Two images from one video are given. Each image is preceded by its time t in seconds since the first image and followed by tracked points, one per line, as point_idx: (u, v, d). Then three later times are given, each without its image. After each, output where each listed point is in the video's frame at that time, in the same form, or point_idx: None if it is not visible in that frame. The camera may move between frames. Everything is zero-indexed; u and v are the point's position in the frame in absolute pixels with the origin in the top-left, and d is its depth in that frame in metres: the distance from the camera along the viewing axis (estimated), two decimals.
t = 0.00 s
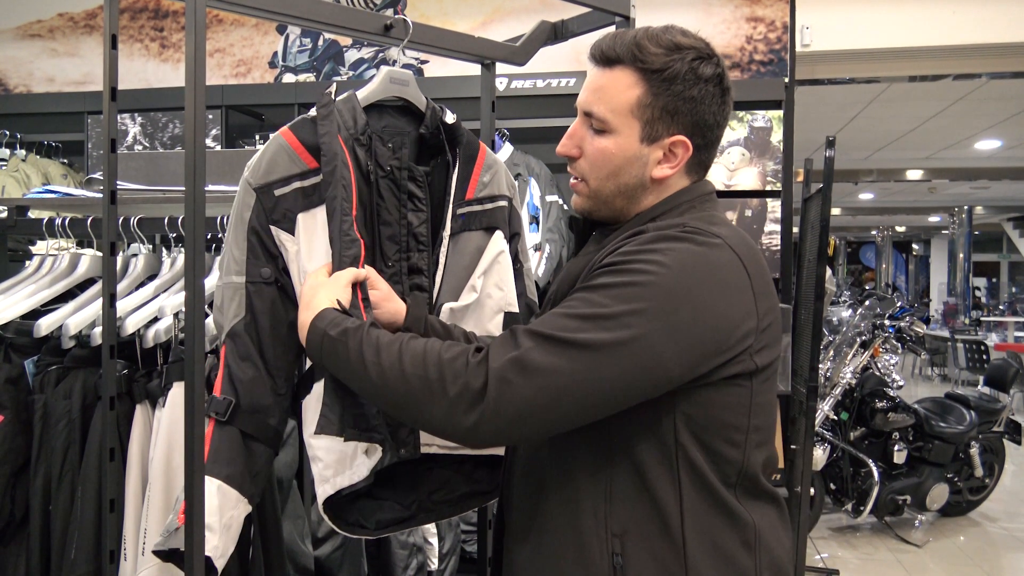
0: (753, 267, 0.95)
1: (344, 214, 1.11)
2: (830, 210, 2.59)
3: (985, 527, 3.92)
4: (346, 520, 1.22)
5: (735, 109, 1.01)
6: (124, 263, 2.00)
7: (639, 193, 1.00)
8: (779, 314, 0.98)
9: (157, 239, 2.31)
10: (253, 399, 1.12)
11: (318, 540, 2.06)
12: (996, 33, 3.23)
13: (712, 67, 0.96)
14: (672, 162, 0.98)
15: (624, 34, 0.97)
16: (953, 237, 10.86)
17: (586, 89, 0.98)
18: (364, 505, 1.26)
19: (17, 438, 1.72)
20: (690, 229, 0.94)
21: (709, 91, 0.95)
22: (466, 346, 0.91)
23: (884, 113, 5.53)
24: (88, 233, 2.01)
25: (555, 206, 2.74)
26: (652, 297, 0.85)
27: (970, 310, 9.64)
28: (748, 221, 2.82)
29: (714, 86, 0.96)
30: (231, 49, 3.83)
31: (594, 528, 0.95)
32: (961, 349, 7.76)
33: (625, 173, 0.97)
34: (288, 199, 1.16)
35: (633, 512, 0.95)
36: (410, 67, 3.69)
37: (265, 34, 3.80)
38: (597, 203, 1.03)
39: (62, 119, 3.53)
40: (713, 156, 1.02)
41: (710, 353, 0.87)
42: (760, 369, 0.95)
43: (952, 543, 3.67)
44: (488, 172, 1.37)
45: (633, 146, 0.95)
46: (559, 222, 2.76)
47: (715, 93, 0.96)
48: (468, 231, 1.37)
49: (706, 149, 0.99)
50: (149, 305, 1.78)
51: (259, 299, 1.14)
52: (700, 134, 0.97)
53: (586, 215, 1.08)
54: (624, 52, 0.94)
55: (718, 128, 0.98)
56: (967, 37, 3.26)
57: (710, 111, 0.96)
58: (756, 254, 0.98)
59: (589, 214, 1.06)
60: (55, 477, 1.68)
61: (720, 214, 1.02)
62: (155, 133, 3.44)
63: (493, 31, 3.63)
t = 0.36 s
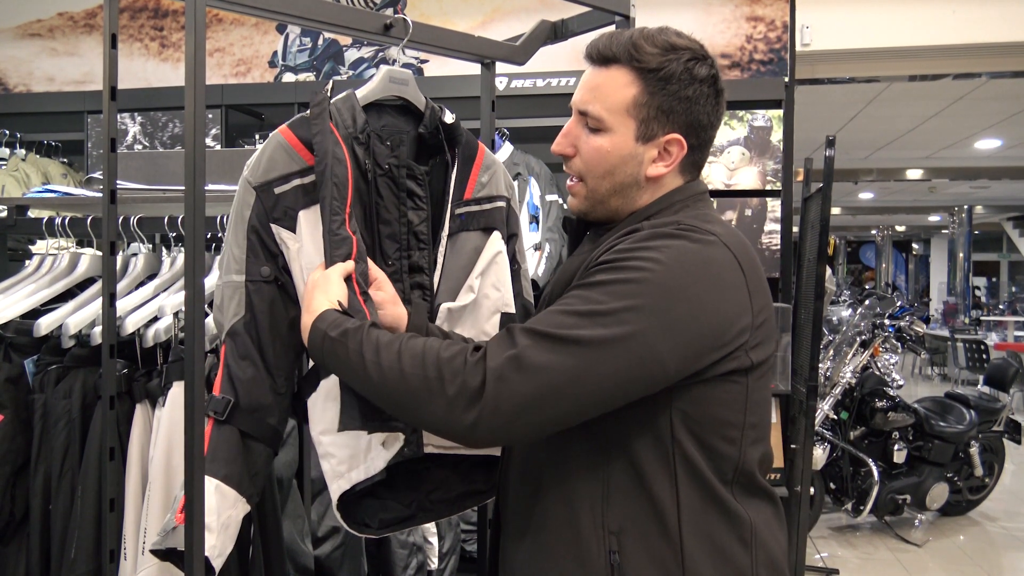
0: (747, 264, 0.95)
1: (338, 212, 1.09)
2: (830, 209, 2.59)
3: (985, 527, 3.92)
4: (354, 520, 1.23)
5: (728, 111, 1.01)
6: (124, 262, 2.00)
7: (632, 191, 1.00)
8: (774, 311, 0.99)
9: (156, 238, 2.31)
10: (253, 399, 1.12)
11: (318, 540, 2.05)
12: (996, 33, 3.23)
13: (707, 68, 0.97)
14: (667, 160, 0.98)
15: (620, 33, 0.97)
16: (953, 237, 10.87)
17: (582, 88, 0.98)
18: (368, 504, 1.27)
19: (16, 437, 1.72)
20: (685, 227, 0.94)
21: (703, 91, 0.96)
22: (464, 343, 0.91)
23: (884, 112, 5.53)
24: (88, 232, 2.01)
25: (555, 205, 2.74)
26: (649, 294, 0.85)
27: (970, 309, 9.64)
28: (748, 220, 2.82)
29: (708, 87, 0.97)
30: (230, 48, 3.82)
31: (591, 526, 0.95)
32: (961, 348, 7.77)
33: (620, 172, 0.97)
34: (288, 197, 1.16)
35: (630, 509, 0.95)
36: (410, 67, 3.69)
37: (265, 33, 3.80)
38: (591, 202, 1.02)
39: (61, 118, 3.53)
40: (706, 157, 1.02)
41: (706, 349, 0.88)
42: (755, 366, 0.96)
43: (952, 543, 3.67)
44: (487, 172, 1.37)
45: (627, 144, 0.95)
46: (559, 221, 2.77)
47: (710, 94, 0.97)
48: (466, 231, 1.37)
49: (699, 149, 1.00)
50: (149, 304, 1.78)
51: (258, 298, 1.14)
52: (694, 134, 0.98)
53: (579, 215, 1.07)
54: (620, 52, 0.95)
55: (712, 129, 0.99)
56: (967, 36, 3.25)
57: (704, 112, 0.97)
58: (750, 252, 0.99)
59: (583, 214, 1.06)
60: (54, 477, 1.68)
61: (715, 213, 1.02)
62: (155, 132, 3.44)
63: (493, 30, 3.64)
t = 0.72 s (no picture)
0: (749, 264, 0.95)
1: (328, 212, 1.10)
2: (830, 209, 2.59)
3: (984, 526, 3.92)
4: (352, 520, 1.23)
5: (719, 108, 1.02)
6: (124, 262, 2.00)
7: (631, 191, 1.00)
8: (774, 310, 0.99)
9: (156, 238, 2.31)
10: (252, 400, 1.12)
11: (318, 539, 2.04)
12: (996, 33, 3.23)
13: (698, 66, 0.97)
14: (663, 158, 0.99)
15: (611, 35, 0.97)
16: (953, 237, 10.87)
17: (575, 92, 0.98)
18: (367, 503, 1.26)
19: (16, 437, 1.72)
20: (686, 227, 0.94)
21: (695, 88, 0.97)
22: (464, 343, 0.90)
23: (884, 112, 5.53)
24: (88, 232, 2.01)
25: (555, 205, 2.75)
26: (652, 294, 0.85)
27: (970, 309, 9.65)
28: (748, 220, 2.82)
29: (698, 83, 0.98)
30: (230, 48, 3.82)
31: (592, 526, 0.95)
32: (961, 348, 7.77)
33: (618, 172, 0.97)
34: (287, 199, 1.15)
35: (632, 510, 0.95)
36: (410, 67, 3.69)
37: (266, 33, 3.80)
38: (590, 203, 1.02)
39: (61, 117, 3.53)
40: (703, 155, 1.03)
41: (710, 350, 0.88)
42: (757, 365, 0.96)
43: (953, 542, 3.67)
44: (488, 171, 1.37)
45: (624, 145, 0.95)
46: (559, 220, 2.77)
47: (701, 91, 0.98)
48: (468, 230, 1.37)
49: (694, 147, 1.00)
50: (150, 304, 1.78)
51: (256, 299, 1.14)
52: (689, 131, 0.98)
53: (577, 216, 1.06)
54: (613, 52, 0.95)
55: (704, 126, 1.00)
56: (967, 36, 3.25)
57: (697, 108, 0.97)
58: (751, 252, 0.99)
59: (581, 216, 1.05)
60: (54, 477, 1.68)
61: (714, 214, 1.02)
62: (155, 132, 3.44)
63: (493, 30, 3.64)
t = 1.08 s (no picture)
0: (750, 264, 0.95)
1: (288, 226, 1.04)
2: (830, 209, 2.59)
3: (984, 526, 3.92)
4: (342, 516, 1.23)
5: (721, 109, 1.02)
6: (124, 262, 2.00)
7: (632, 192, 1.00)
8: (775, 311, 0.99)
9: (156, 238, 2.31)
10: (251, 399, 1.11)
11: (318, 539, 2.03)
12: (996, 33, 3.23)
13: (698, 66, 0.98)
14: (665, 160, 0.99)
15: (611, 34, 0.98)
16: (953, 237, 10.88)
17: (576, 93, 0.97)
18: (359, 499, 1.26)
19: (16, 437, 1.72)
20: (686, 222, 0.94)
21: (697, 89, 0.97)
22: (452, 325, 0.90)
23: (885, 112, 5.53)
24: (88, 232, 2.01)
25: (555, 205, 2.75)
26: (649, 283, 0.85)
27: (970, 309, 9.65)
28: (749, 220, 2.82)
29: (700, 85, 0.98)
30: (230, 48, 3.82)
31: (590, 524, 0.95)
32: (961, 348, 7.77)
33: (618, 174, 0.97)
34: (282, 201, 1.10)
35: (629, 506, 0.95)
36: (410, 67, 3.70)
37: (266, 33, 3.80)
38: (591, 204, 1.02)
39: (61, 118, 3.53)
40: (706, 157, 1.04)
41: (705, 342, 0.88)
42: (755, 363, 0.96)
43: (953, 543, 3.67)
44: (490, 169, 1.37)
45: (625, 146, 0.96)
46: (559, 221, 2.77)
47: (703, 91, 0.98)
48: (469, 227, 1.36)
49: (696, 148, 1.00)
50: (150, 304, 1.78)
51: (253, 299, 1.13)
52: (690, 132, 0.98)
53: (578, 216, 1.07)
54: (613, 52, 0.95)
55: (704, 127, 1.00)
56: (967, 36, 3.26)
57: (698, 109, 0.98)
58: (753, 252, 0.99)
59: (582, 215, 1.06)
60: (54, 477, 1.68)
61: (715, 213, 1.02)
62: (155, 132, 3.44)
63: (493, 30, 3.64)
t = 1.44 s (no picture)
0: (746, 266, 0.95)
1: (276, 231, 1.02)
2: (830, 209, 2.59)
3: (984, 526, 3.92)
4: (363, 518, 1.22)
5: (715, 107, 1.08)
6: (124, 262, 2.00)
7: (655, 187, 1.01)
8: (773, 313, 0.99)
9: (156, 238, 2.32)
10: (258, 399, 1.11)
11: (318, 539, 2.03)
12: (996, 33, 3.23)
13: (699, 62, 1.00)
14: (686, 154, 1.01)
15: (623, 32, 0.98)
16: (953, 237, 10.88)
17: (599, 87, 0.96)
18: (384, 500, 1.27)
19: (16, 437, 1.72)
20: (681, 224, 0.94)
21: (706, 86, 1.01)
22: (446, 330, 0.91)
23: (885, 112, 5.53)
24: (88, 232, 2.01)
25: (555, 205, 2.76)
26: (641, 286, 0.85)
27: (970, 309, 9.65)
28: (749, 220, 2.81)
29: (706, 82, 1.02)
30: (230, 48, 3.82)
31: (586, 523, 0.95)
32: (961, 348, 7.76)
33: (650, 167, 0.98)
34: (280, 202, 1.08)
35: (624, 506, 0.95)
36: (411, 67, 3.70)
37: (266, 33, 3.80)
38: (614, 202, 1.00)
39: (61, 118, 3.53)
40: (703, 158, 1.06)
41: (699, 345, 0.88)
42: (751, 366, 0.96)
43: (952, 542, 3.68)
44: (495, 166, 1.37)
45: (656, 140, 0.96)
46: (558, 221, 2.78)
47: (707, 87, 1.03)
48: (476, 225, 1.38)
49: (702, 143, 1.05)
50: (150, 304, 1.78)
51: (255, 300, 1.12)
52: (702, 127, 1.02)
53: (595, 219, 1.05)
54: (634, 45, 0.95)
55: (701, 124, 1.02)
56: (967, 36, 3.26)
57: (707, 105, 1.02)
58: (751, 254, 0.99)
59: (596, 217, 1.03)
60: (53, 477, 1.68)
61: (715, 215, 1.02)
62: (155, 132, 3.44)
63: (492, 30, 3.64)
